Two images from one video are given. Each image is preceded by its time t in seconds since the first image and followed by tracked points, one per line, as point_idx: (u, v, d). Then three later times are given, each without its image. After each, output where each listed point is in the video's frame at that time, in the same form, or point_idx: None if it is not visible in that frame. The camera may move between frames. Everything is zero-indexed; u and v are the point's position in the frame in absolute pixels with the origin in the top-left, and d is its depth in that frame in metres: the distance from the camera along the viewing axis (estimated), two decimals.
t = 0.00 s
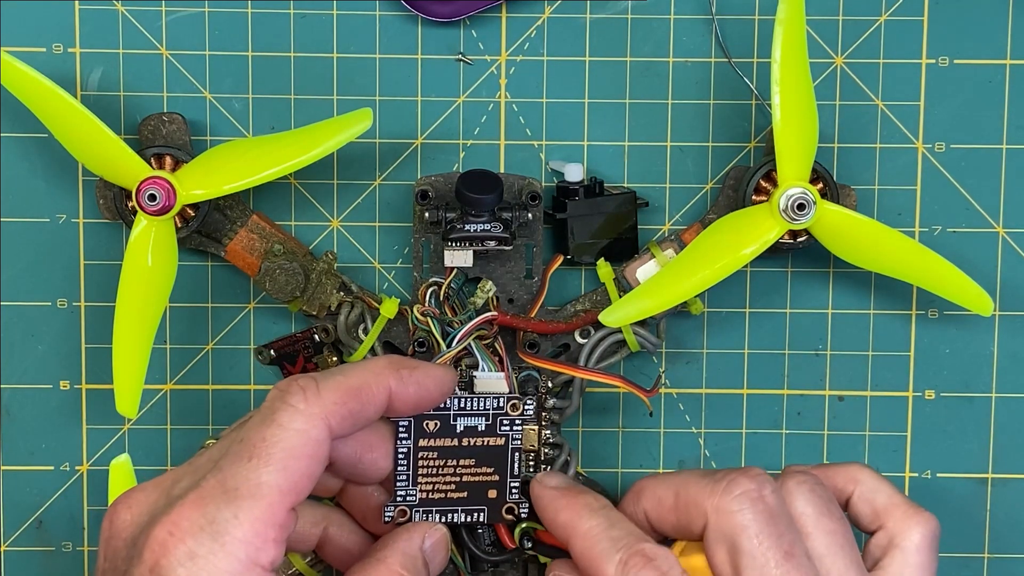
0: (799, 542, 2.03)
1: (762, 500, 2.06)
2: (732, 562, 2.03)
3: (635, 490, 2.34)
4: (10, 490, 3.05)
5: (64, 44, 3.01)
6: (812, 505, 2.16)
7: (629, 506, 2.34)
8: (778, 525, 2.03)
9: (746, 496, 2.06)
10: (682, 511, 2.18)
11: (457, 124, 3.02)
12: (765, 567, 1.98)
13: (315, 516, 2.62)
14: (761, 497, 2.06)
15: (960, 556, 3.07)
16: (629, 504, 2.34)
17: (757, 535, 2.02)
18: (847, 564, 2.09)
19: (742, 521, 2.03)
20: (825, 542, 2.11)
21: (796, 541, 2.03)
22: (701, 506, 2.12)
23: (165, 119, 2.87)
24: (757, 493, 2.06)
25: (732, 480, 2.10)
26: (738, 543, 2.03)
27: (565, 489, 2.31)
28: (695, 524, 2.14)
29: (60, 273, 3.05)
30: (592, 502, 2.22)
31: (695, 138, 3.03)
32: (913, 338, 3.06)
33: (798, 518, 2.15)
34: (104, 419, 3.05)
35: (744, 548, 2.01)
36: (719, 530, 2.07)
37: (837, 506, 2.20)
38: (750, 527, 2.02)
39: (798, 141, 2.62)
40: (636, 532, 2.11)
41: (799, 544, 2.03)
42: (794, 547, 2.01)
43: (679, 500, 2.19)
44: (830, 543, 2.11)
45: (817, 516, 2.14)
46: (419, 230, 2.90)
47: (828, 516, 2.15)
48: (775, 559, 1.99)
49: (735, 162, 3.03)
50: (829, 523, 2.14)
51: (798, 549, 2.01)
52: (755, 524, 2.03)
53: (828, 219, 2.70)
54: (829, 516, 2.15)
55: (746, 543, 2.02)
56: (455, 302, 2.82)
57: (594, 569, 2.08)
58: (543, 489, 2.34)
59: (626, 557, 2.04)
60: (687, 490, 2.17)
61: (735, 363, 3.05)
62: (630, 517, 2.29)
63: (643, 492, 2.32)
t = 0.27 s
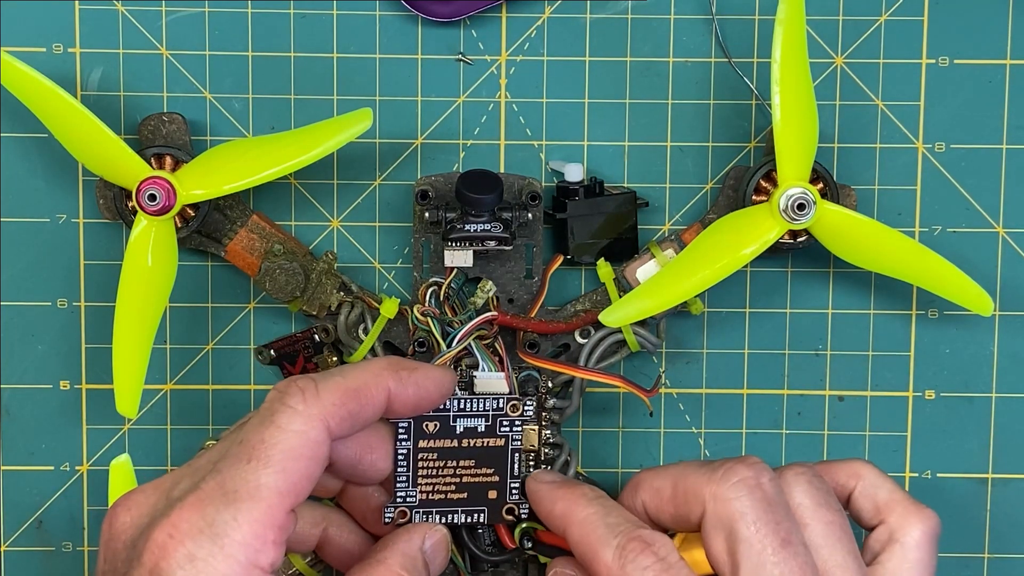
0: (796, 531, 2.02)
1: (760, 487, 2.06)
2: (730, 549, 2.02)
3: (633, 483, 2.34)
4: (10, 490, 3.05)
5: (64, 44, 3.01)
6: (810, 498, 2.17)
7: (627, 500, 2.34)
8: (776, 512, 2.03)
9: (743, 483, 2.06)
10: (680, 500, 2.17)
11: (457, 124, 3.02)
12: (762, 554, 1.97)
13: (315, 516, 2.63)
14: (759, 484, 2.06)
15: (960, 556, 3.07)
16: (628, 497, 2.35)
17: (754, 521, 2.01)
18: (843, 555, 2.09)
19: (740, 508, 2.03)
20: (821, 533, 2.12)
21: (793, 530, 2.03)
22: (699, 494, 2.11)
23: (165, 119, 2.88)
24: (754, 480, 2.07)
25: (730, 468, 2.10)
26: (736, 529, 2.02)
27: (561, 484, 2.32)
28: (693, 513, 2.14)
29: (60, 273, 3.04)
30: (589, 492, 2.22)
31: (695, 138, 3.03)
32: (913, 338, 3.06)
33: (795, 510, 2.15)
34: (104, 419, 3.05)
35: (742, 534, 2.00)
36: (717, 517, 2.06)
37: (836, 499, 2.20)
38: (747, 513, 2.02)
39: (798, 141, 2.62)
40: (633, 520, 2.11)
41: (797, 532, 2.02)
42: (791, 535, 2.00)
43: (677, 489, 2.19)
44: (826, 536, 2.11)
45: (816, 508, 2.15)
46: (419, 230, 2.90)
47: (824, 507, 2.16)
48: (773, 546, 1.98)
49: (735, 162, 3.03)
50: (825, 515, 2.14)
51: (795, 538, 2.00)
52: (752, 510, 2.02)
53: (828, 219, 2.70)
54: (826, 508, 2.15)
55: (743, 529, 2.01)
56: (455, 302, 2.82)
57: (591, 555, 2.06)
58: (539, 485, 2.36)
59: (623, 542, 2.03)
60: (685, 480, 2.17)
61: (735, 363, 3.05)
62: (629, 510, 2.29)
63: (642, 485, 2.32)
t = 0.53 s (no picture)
0: (798, 533, 2.02)
1: (761, 488, 2.05)
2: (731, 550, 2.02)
3: (635, 483, 2.35)
4: (10, 490, 3.05)
5: (64, 44, 3.01)
6: (810, 499, 2.16)
7: (628, 499, 2.35)
8: (778, 513, 2.03)
9: (745, 484, 2.06)
10: (682, 500, 2.17)
11: (456, 124, 3.02)
12: (763, 555, 1.98)
13: (314, 516, 2.63)
14: (761, 486, 2.06)
15: (960, 556, 3.07)
16: (629, 496, 2.35)
17: (756, 522, 2.01)
18: (844, 556, 2.09)
19: (742, 509, 2.03)
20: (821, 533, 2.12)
21: (795, 531, 2.03)
22: (701, 494, 2.11)
23: (165, 119, 2.88)
24: (757, 482, 2.06)
25: (732, 469, 2.09)
26: (738, 530, 2.02)
27: (563, 481, 2.32)
28: (695, 514, 2.14)
29: (60, 273, 3.05)
30: (591, 490, 2.22)
31: (695, 138, 3.03)
32: (913, 338, 3.06)
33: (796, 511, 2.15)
34: (104, 419, 3.05)
35: (743, 535, 2.01)
36: (719, 518, 2.06)
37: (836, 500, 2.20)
38: (749, 515, 2.02)
39: (798, 141, 2.62)
40: (637, 519, 2.11)
41: (798, 534, 2.02)
42: (793, 537, 2.00)
43: (679, 490, 2.19)
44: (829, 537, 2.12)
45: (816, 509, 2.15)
46: (419, 230, 2.91)
47: (827, 509, 2.15)
48: (774, 548, 1.98)
49: (735, 162, 3.03)
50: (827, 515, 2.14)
51: (796, 539, 2.00)
52: (754, 512, 2.02)
53: (828, 219, 2.70)
54: (827, 510, 2.15)
55: (745, 530, 2.01)
56: (455, 302, 2.82)
57: (595, 554, 2.06)
58: (542, 481, 2.36)
59: (627, 541, 2.03)
60: (687, 480, 2.16)
61: (735, 364, 3.05)
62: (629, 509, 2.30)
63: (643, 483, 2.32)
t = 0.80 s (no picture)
0: (793, 529, 2.02)
1: (757, 484, 2.06)
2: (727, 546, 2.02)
3: (632, 481, 2.35)
4: (10, 490, 3.05)
5: (64, 44, 3.01)
6: (806, 496, 2.17)
7: (625, 498, 2.35)
8: (773, 510, 2.03)
9: (742, 480, 2.06)
10: (678, 496, 2.17)
11: (456, 124, 3.02)
12: (758, 551, 1.97)
13: (314, 517, 2.63)
14: (757, 482, 2.06)
15: (959, 556, 3.07)
16: (627, 496, 2.35)
17: (751, 518, 2.01)
18: (840, 553, 2.09)
19: (737, 505, 2.03)
20: (818, 530, 2.12)
21: (790, 527, 2.02)
22: (697, 490, 2.12)
23: (165, 119, 2.88)
24: (753, 478, 2.06)
25: (728, 465, 2.10)
26: (733, 526, 2.02)
27: (555, 481, 2.32)
28: (691, 510, 2.14)
29: (60, 273, 3.05)
30: (579, 492, 2.21)
31: (695, 138, 3.03)
32: (913, 338, 3.06)
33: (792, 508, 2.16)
34: (104, 419, 3.05)
35: (738, 531, 2.01)
36: (715, 514, 2.06)
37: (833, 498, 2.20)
38: (745, 510, 2.02)
39: (798, 141, 2.62)
40: (623, 521, 2.11)
41: (794, 530, 2.02)
42: (788, 533, 2.00)
43: (676, 487, 2.19)
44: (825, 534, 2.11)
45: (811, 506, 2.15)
46: (419, 230, 2.91)
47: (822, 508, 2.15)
48: (769, 544, 1.98)
49: (735, 162, 3.03)
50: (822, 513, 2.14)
51: (791, 536, 2.00)
52: (749, 507, 2.02)
53: (828, 219, 2.70)
54: (823, 507, 2.15)
55: (740, 526, 2.01)
56: (455, 302, 2.82)
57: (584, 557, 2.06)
58: (531, 483, 2.33)
59: (612, 545, 2.02)
60: (683, 476, 2.17)
61: (735, 364, 3.05)
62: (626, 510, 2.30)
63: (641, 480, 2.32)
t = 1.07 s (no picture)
0: (802, 535, 2.02)
1: (766, 491, 2.05)
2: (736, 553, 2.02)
3: (638, 486, 2.36)
4: (10, 490, 3.05)
5: (64, 44, 3.01)
6: (813, 501, 2.17)
7: (631, 503, 2.35)
8: (782, 516, 2.02)
9: (750, 487, 2.05)
10: (686, 503, 2.17)
11: (457, 124, 3.02)
12: (769, 557, 1.97)
13: (314, 517, 2.63)
14: (765, 488, 2.06)
15: (961, 556, 3.07)
16: (632, 500, 2.36)
17: (761, 525, 2.01)
18: (848, 559, 2.09)
19: (747, 511, 2.03)
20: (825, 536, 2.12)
21: (800, 534, 2.02)
22: (705, 497, 2.11)
23: (165, 119, 2.88)
24: (761, 484, 2.06)
25: (736, 471, 2.09)
26: (743, 533, 2.01)
27: (564, 492, 2.32)
28: (699, 517, 2.13)
29: (60, 273, 3.05)
30: (591, 499, 2.22)
31: (695, 138, 3.03)
32: (914, 338, 3.06)
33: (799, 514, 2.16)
34: (104, 419, 3.05)
35: (748, 538, 2.00)
36: (723, 521, 2.06)
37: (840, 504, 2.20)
38: (754, 517, 2.01)
39: (798, 141, 2.62)
40: (637, 526, 2.10)
41: (803, 536, 2.02)
42: (798, 539, 2.00)
43: (683, 492, 2.19)
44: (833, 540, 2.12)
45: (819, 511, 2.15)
46: (419, 230, 2.91)
47: (831, 512, 2.16)
48: (779, 550, 1.98)
49: (735, 162, 3.03)
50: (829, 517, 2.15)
51: (801, 541, 2.00)
52: (759, 514, 2.02)
53: (828, 219, 2.70)
54: (830, 512, 2.15)
55: (750, 533, 2.01)
56: (455, 302, 2.82)
57: (596, 562, 2.05)
58: (542, 495, 2.36)
59: (628, 548, 2.01)
60: (690, 483, 2.16)
61: (735, 364, 3.05)
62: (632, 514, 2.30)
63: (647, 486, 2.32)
